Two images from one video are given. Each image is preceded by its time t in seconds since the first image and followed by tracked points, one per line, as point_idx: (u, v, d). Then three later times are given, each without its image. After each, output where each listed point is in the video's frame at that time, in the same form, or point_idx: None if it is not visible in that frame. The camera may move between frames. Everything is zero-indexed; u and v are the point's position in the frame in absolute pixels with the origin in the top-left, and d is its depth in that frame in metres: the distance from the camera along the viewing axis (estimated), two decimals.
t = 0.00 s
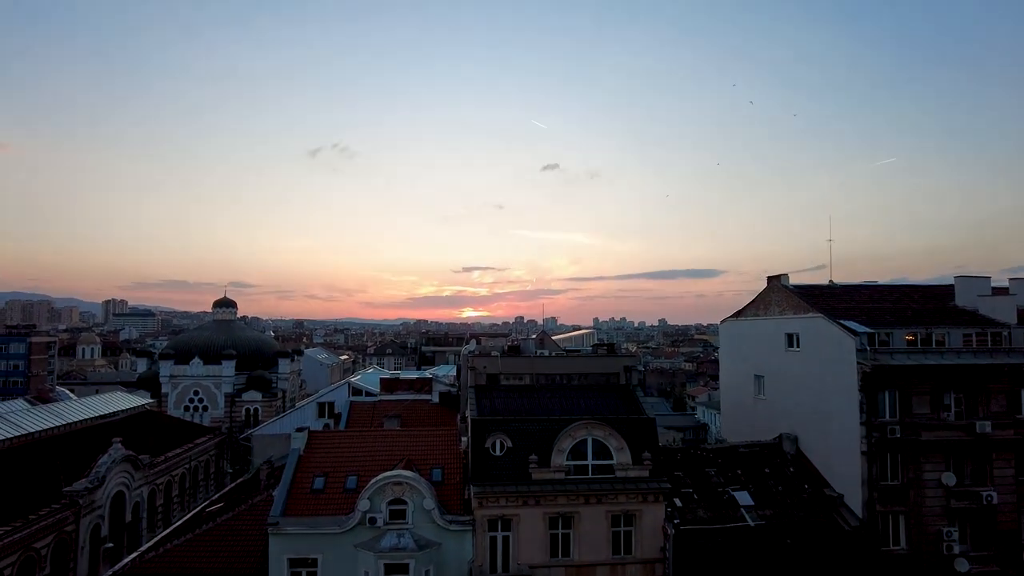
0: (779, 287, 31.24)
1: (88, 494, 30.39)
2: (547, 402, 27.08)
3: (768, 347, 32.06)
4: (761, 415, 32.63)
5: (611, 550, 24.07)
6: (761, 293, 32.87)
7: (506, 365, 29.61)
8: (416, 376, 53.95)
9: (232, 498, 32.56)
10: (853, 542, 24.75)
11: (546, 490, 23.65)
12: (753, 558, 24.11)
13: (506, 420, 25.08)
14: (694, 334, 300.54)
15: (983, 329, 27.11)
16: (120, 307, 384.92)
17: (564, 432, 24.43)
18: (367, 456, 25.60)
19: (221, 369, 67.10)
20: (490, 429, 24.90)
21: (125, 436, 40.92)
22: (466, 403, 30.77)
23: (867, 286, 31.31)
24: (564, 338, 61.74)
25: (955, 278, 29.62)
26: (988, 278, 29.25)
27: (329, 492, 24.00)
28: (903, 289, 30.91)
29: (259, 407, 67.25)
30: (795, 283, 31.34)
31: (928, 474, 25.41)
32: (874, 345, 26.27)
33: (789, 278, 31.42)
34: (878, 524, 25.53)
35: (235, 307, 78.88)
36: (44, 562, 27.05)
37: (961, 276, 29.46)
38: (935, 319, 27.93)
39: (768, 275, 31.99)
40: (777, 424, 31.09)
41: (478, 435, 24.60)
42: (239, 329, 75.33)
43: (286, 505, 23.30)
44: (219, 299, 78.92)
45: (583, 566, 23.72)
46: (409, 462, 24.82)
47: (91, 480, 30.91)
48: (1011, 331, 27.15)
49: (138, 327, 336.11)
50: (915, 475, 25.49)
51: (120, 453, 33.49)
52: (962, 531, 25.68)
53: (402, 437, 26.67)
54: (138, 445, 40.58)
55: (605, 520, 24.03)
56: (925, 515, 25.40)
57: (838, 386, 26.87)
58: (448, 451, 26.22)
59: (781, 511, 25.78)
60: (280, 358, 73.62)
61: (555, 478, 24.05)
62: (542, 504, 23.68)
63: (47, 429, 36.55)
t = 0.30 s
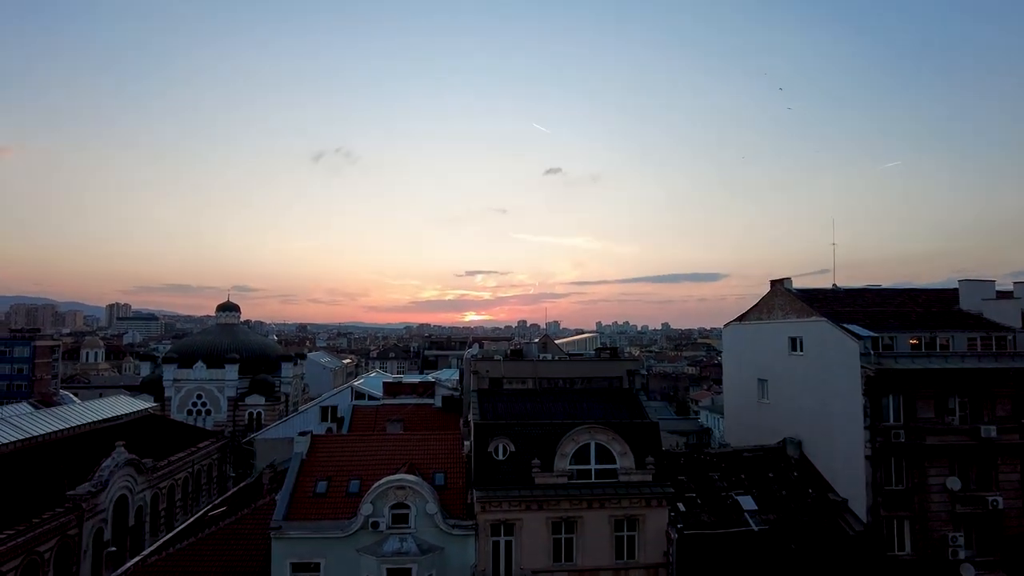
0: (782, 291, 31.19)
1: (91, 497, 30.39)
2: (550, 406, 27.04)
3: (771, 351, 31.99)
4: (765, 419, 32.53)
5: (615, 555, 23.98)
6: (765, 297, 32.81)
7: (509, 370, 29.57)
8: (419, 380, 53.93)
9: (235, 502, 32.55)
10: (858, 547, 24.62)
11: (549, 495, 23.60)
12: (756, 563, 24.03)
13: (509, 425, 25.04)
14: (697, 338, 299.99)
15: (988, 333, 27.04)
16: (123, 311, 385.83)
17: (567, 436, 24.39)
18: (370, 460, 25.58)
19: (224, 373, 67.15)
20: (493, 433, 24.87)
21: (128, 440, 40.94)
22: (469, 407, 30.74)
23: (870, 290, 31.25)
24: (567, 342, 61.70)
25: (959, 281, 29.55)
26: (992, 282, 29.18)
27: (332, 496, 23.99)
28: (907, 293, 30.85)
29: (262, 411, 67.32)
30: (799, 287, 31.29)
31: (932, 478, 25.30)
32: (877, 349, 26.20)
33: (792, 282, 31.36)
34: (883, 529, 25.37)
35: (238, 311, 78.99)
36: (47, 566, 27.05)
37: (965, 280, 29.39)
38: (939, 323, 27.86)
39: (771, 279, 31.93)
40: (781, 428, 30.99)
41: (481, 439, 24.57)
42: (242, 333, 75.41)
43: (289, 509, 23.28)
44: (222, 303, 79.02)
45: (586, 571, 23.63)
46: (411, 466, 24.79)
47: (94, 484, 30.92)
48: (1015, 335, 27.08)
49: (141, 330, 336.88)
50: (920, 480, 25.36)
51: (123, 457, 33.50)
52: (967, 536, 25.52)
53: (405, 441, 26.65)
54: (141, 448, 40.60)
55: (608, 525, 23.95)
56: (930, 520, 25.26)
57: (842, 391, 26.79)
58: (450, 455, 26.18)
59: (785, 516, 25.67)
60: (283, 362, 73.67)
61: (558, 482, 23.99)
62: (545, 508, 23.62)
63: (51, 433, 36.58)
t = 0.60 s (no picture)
0: (786, 295, 31.11)
1: (94, 501, 30.40)
2: (554, 410, 26.97)
3: (775, 354, 31.88)
4: (768, 423, 32.42)
5: (618, 559, 23.89)
6: (768, 300, 32.72)
7: (511, 373, 29.52)
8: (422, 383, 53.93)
9: (237, 506, 32.51)
10: (861, 552, 24.53)
11: (552, 499, 23.54)
12: (760, 568, 23.94)
13: (512, 428, 25.00)
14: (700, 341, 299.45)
15: (992, 336, 26.94)
16: (126, 314, 387.05)
17: (570, 440, 24.34)
18: (372, 464, 25.54)
19: (227, 377, 67.23)
20: (496, 436, 24.83)
21: (132, 443, 40.96)
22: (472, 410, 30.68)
23: (874, 293, 31.17)
24: (570, 345, 61.70)
25: (963, 284, 29.48)
26: (996, 285, 29.12)
27: (334, 500, 23.96)
28: (911, 296, 30.77)
29: (265, 415, 67.34)
30: (802, 290, 31.22)
31: (937, 483, 25.18)
32: (881, 353, 26.09)
33: (795, 285, 31.28)
34: (887, 533, 25.25)
35: (241, 315, 79.08)
36: (49, 569, 27.05)
37: (969, 283, 29.32)
38: (943, 326, 27.74)
39: (775, 283, 31.85)
40: (785, 432, 30.89)
41: (484, 443, 24.53)
42: (245, 336, 75.50)
43: (291, 512, 23.26)
44: (225, 306, 79.11)
45: None
46: (414, 470, 24.75)
47: (97, 487, 30.93)
48: (1020, 338, 27.05)
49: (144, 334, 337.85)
50: (925, 484, 25.26)
51: (126, 460, 33.49)
52: (973, 541, 25.41)
53: (408, 445, 26.60)
54: (145, 452, 40.63)
55: (611, 529, 23.88)
56: (935, 524, 25.15)
57: (846, 394, 26.69)
58: (453, 458, 26.12)
59: (789, 520, 25.58)
60: (286, 366, 73.75)
61: (561, 486, 23.93)
62: (548, 512, 23.57)
63: (54, 436, 36.62)
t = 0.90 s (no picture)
0: (789, 298, 31.07)
1: (97, 504, 30.41)
2: (556, 414, 26.93)
3: (778, 358, 31.81)
4: (772, 427, 32.33)
5: (621, 563, 23.84)
6: (771, 303, 32.67)
7: (514, 377, 29.49)
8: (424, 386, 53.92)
9: (240, 509, 32.47)
10: (865, 556, 24.43)
11: (555, 502, 23.50)
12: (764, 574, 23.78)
13: (514, 432, 24.98)
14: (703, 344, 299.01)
15: (997, 340, 26.74)
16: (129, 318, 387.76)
17: (573, 443, 24.32)
18: (374, 467, 25.52)
19: (230, 380, 67.32)
20: (498, 440, 24.81)
21: (134, 446, 40.99)
22: (474, 414, 30.64)
23: (877, 296, 31.13)
24: (572, 348, 61.66)
25: (967, 287, 29.42)
26: (1000, 289, 29.05)
27: (337, 503, 23.94)
28: (914, 299, 30.73)
29: (267, 418, 67.34)
30: (805, 293, 31.18)
31: (941, 486, 25.08)
32: (885, 356, 26.04)
33: (798, 288, 31.25)
34: (891, 537, 25.15)
35: (244, 318, 79.19)
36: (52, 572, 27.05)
37: (973, 286, 29.27)
38: (946, 329, 27.64)
39: (778, 286, 31.82)
40: (788, 436, 30.80)
41: (486, 446, 24.51)
42: (248, 340, 75.64)
43: (293, 516, 23.25)
44: (228, 309, 79.25)
45: None
46: (417, 474, 24.72)
47: (100, 490, 30.95)
48: None
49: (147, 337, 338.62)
50: (929, 488, 25.15)
51: (128, 463, 33.50)
52: (978, 545, 25.26)
53: (410, 449, 26.58)
54: (147, 455, 40.66)
55: (614, 533, 23.82)
56: (940, 528, 25.04)
57: (850, 398, 26.63)
58: (455, 462, 26.10)
59: (793, 524, 25.48)
60: (289, 369, 73.83)
61: (563, 490, 23.90)
62: (551, 516, 23.51)
63: (57, 439, 36.66)
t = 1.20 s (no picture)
0: (792, 301, 30.99)
1: (99, 507, 30.41)
2: (559, 417, 26.87)
3: (782, 361, 31.70)
4: (775, 430, 32.24)
5: (624, 567, 23.75)
6: (774, 306, 32.55)
7: (516, 380, 29.42)
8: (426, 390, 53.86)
9: (242, 513, 32.46)
10: (869, 560, 24.32)
11: (557, 506, 23.44)
12: None
13: (517, 435, 24.91)
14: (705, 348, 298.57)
15: (1001, 343, 26.71)
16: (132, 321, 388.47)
17: (576, 446, 24.26)
18: (377, 471, 25.48)
19: (233, 384, 67.35)
20: (501, 443, 24.74)
21: (137, 450, 41.02)
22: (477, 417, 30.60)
23: (880, 299, 31.03)
24: (574, 352, 61.58)
25: (971, 290, 29.32)
26: (1005, 291, 28.93)
27: (339, 507, 23.91)
28: (917, 302, 30.63)
29: (270, 421, 67.30)
30: (808, 296, 31.09)
31: (946, 490, 24.96)
32: (888, 359, 25.92)
33: (801, 291, 31.17)
34: (896, 541, 25.02)
35: (247, 321, 79.25)
36: None
37: (977, 289, 29.15)
38: (950, 332, 27.54)
39: (781, 289, 31.72)
40: (792, 439, 30.69)
41: (489, 450, 24.46)
42: (250, 343, 75.73)
43: (296, 519, 23.22)
44: (231, 313, 79.32)
45: None
46: (419, 477, 24.67)
47: (102, 494, 30.95)
48: None
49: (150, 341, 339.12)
50: (934, 491, 25.04)
51: (131, 467, 33.50)
52: (984, 549, 25.09)
53: (413, 452, 26.54)
54: (150, 459, 40.67)
55: (617, 537, 23.75)
56: (945, 532, 24.88)
57: (853, 401, 26.54)
58: (458, 465, 26.05)
59: (796, 528, 25.38)
60: (292, 372, 73.89)
61: (566, 493, 23.82)
62: (553, 519, 23.45)
63: (59, 443, 36.68)
